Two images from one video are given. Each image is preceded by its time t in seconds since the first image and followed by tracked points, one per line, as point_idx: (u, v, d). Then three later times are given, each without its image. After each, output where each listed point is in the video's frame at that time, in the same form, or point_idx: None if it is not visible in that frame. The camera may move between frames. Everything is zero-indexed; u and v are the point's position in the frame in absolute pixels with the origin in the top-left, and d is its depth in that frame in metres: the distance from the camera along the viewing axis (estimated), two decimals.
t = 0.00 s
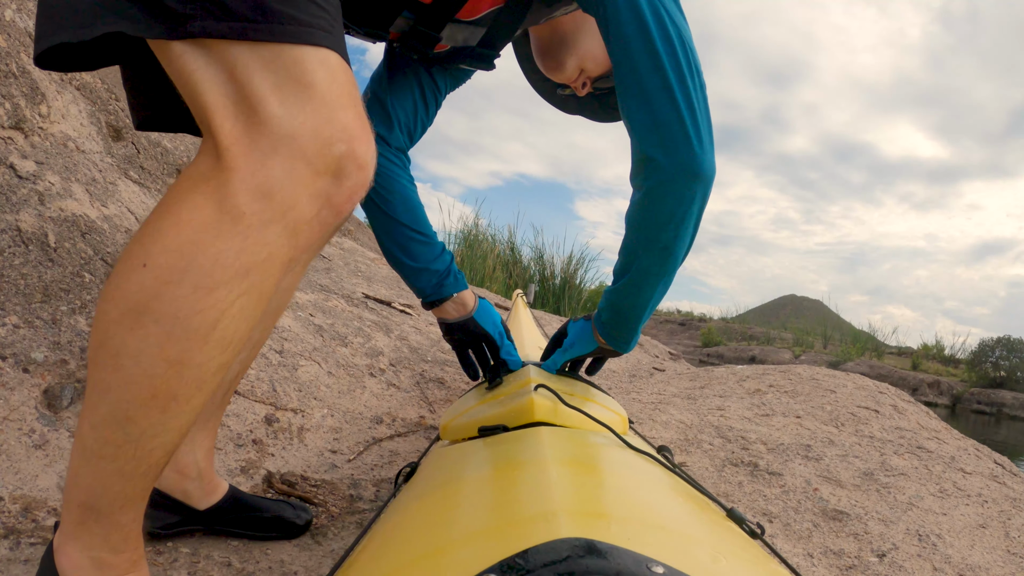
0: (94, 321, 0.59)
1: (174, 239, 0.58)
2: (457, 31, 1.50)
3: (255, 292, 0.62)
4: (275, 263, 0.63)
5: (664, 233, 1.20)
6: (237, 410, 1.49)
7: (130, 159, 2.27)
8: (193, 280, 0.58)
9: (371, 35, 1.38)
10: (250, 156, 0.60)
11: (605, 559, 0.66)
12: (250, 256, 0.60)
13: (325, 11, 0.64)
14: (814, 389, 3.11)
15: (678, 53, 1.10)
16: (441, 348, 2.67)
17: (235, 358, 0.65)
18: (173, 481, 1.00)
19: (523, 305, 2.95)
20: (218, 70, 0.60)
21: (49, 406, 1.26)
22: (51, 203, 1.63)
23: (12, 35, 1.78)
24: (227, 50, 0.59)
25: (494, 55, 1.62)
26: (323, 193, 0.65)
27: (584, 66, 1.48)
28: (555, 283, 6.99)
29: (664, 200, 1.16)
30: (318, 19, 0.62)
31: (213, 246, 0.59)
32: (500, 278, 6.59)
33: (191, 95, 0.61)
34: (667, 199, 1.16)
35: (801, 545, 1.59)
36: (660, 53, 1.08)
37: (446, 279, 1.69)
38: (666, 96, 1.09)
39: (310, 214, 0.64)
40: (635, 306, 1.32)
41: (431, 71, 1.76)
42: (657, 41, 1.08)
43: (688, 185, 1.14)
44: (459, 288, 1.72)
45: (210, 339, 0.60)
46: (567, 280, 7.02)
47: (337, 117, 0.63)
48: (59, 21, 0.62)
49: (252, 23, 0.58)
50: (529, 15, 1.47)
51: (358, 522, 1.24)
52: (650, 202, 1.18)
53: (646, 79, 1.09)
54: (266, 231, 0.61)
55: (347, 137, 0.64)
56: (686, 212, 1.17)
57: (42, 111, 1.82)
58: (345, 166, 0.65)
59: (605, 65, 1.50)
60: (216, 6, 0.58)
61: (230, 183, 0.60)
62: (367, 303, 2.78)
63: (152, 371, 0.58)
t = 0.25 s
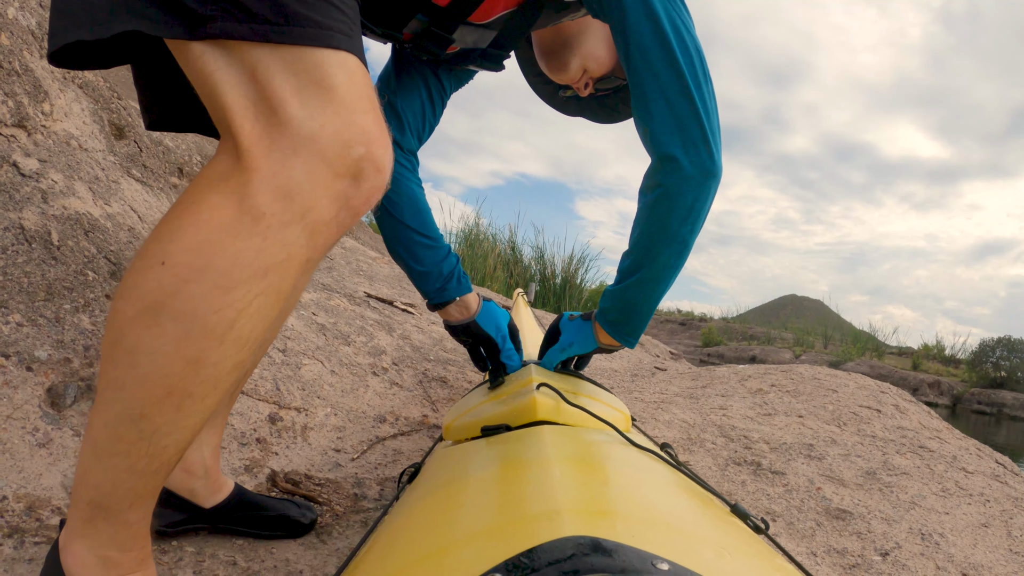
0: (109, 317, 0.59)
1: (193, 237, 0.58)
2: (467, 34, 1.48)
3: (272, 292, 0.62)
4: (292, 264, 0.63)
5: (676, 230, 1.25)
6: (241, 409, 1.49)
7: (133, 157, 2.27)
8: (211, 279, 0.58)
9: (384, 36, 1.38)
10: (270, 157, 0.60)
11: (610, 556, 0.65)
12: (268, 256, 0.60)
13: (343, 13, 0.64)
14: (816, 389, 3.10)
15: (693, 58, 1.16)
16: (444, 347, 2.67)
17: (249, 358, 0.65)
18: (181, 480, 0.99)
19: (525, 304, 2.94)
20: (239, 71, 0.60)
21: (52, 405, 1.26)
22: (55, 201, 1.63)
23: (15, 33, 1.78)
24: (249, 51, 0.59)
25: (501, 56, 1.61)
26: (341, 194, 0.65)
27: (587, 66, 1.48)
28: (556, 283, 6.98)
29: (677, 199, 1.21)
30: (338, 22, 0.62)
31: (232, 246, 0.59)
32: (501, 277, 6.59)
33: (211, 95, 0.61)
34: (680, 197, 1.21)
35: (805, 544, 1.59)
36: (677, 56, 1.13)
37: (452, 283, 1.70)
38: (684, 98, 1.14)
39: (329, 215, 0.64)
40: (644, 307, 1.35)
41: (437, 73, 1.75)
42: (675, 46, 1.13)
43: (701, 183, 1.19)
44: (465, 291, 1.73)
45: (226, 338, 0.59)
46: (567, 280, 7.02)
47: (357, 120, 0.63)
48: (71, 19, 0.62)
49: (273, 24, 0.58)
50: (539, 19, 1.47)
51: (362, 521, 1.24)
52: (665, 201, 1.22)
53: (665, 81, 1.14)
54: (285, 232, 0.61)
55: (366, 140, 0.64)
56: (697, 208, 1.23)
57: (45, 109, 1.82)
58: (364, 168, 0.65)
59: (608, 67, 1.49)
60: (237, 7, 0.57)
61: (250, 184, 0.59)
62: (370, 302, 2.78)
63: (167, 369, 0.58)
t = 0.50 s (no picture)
0: (123, 313, 0.58)
1: (209, 232, 0.58)
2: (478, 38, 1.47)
3: (287, 288, 0.61)
4: (308, 260, 0.62)
5: (679, 235, 1.25)
6: (247, 407, 1.49)
7: (137, 155, 2.26)
8: (227, 275, 0.58)
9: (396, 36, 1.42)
10: (286, 153, 0.59)
11: (620, 552, 0.65)
12: (284, 252, 0.60)
13: (360, 9, 0.63)
14: (820, 388, 3.10)
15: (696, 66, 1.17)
16: (448, 345, 2.67)
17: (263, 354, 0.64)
18: (192, 478, 0.98)
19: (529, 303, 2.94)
20: (255, 65, 0.59)
21: (59, 403, 1.25)
22: (60, 198, 1.62)
23: (19, 29, 1.78)
24: (265, 46, 0.58)
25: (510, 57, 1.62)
26: (357, 190, 0.64)
27: (593, 64, 1.47)
28: (557, 282, 6.98)
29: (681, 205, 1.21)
30: (355, 18, 0.62)
31: (248, 241, 0.58)
32: (502, 277, 6.58)
33: (225, 90, 0.60)
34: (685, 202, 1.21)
35: (812, 542, 1.58)
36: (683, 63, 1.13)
37: (457, 283, 1.70)
38: (688, 104, 1.15)
39: (345, 211, 0.64)
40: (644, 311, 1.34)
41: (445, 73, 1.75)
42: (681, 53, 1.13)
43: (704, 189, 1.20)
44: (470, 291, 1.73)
45: (241, 334, 0.59)
46: (569, 279, 7.01)
47: (373, 116, 0.63)
48: (85, 13, 0.61)
49: (290, 19, 0.57)
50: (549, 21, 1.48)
51: (371, 520, 1.24)
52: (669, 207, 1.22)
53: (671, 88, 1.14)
54: (301, 227, 0.60)
55: (382, 136, 0.64)
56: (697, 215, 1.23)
57: (50, 105, 1.81)
58: (379, 164, 0.64)
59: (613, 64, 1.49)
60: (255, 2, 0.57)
61: (266, 178, 0.59)
62: (373, 301, 2.77)
63: (181, 366, 0.57)
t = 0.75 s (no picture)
0: (129, 310, 0.58)
1: (216, 227, 0.57)
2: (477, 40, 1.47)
3: (293, 283, 0.61)
4: (314, 254, 0.62)
5: (693, 233, 1.23)
6: (251, 406, 1.48)
7: (140, 153, 2.26)
8: (234, 269, 0.57)
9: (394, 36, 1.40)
10: (293, 148, 0.59)
11: (626, 550, 0.65)
12: (290, 246, 0.59)
13: (369, 7, 0.63)
14: (822, 387, 3.10)
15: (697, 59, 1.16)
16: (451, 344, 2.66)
17: (269, 350, 0.64)
18: (196, 477, 0.98)
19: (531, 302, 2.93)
20: (262, 59, 0.58)
21: (63, 402, 1.25)
22: (63, 197, 1.62)
23: (22, 27, 1.77)
24: (273, 40, 0.57)
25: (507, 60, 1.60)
26: (362, 185, 0.63)
27: (590, 66, 1.47)
28: (558, 282, 6.97)
29: (694, 203, 1.21)
30: (364, 16, 0.61)
31: (254, 236, 0.58)
32: (503, 276, 6.58)
33: (232, 83, 0.59)
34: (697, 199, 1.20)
35: (816, 542, 1.58)
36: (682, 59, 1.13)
37: (441, 281, 1.69)
38: (693, 101, 1.15)
39: (350, 206, 0.63)
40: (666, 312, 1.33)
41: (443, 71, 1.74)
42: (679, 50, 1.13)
43: (715, 185, 1.19)
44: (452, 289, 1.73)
45: (248, 329, 0.58)
46: (569, 279, 7.01)
47: (379, 111, 0.62)
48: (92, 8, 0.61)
49: (301, 15, 0.57)
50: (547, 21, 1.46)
51: (376, 519, 1.23)
52: (683, 207, 1.21)
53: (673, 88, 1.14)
54: (308, 221, 0.60)
55: (388, 131, 0.63)
56: (712, 210, 1.21)
57: (54, 103, 1.80)
58: (385, 159, 0.64)
59: (610, 69, 1.49)
60: None
61: (273, 173, 0.58)
62: (376, 300, 2.77)
63: (189, 361, 0.57)
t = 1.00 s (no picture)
0: (117, 309, 0.58)
1: (201, 226, 0.58)
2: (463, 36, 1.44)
3: (279, 281, 0.61)
4: (299, 253, 0.62)
5: (707, 216, 1.23)
6: (247, 406, 1.49)
7: (137, 153, 2.26)
8: (220, 268, 0.58)
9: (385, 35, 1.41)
10: (277, 148, 0.59)
11: (619, 552, 0.65)
12: (275, 245, 0.60)
13: (355, 11, 0.63)
14: (820, 388, 3.10)
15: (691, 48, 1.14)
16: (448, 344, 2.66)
17: (256, 349, 0.64)
18: (190, 477, 0.98)
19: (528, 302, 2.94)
20: (248, 60, 0.59)
21: (59, 402, 1.25)
22: (60, 197, 1.62)
23: (20, 29, 1.78)
24: (259, 41, 0.58)
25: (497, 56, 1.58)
26: (346, 184, 0.64)
27: (581, 67, 1.48)
28: (558, 282, 6.97)
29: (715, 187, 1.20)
30: (349, 19, 0.62)
31: (239, 235, 0.58)
32: (503, 276, 6.58)
33: (219, 83, 0.60)
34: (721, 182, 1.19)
35: (811, 543, 1.58)
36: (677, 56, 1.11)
37: (419, 274, 1.72)
38: (688, 90, 1.13)
39: (334, 205, 0.64)
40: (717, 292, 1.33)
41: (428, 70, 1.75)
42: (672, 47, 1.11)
43: (722, 167, 1.17)
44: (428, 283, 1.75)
45: (235, 327, 0.59)
46: (569, 279, 7.01)
47: (363, 112, 0.63)
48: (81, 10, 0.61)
49: (287, 17, 0.57)
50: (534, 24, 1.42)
51: (371, 519, 1.24)
52: (711, 195, 1.20)
53: (670, 87, 1.13)
54: (292, 220, 0.60)
55: (371, 132, 0.64)
56: (730, 188, 1.20)
57: (51, 104, 1.81)
58: (369, 158, 0.65)
59: (603, 68, 1.50)
60: None
61: (257, 172, 0.59)
62: (374, 300, 2.77)
63: (177, 360, 0.57)
